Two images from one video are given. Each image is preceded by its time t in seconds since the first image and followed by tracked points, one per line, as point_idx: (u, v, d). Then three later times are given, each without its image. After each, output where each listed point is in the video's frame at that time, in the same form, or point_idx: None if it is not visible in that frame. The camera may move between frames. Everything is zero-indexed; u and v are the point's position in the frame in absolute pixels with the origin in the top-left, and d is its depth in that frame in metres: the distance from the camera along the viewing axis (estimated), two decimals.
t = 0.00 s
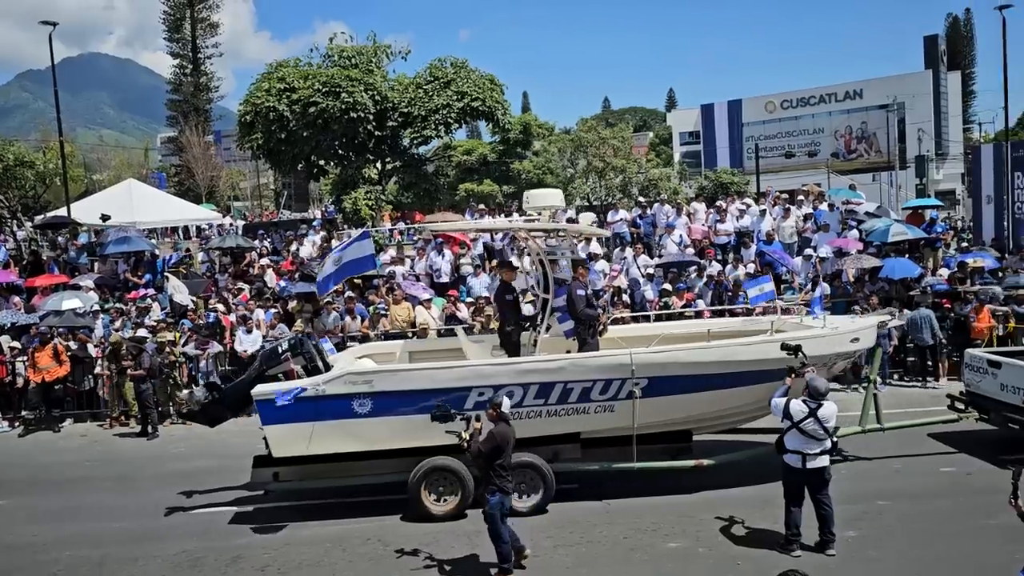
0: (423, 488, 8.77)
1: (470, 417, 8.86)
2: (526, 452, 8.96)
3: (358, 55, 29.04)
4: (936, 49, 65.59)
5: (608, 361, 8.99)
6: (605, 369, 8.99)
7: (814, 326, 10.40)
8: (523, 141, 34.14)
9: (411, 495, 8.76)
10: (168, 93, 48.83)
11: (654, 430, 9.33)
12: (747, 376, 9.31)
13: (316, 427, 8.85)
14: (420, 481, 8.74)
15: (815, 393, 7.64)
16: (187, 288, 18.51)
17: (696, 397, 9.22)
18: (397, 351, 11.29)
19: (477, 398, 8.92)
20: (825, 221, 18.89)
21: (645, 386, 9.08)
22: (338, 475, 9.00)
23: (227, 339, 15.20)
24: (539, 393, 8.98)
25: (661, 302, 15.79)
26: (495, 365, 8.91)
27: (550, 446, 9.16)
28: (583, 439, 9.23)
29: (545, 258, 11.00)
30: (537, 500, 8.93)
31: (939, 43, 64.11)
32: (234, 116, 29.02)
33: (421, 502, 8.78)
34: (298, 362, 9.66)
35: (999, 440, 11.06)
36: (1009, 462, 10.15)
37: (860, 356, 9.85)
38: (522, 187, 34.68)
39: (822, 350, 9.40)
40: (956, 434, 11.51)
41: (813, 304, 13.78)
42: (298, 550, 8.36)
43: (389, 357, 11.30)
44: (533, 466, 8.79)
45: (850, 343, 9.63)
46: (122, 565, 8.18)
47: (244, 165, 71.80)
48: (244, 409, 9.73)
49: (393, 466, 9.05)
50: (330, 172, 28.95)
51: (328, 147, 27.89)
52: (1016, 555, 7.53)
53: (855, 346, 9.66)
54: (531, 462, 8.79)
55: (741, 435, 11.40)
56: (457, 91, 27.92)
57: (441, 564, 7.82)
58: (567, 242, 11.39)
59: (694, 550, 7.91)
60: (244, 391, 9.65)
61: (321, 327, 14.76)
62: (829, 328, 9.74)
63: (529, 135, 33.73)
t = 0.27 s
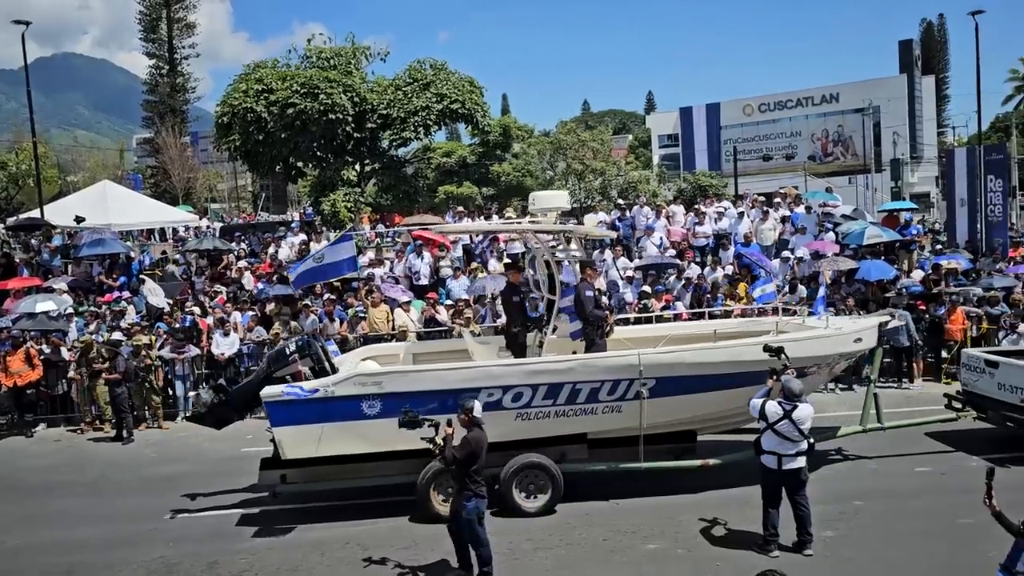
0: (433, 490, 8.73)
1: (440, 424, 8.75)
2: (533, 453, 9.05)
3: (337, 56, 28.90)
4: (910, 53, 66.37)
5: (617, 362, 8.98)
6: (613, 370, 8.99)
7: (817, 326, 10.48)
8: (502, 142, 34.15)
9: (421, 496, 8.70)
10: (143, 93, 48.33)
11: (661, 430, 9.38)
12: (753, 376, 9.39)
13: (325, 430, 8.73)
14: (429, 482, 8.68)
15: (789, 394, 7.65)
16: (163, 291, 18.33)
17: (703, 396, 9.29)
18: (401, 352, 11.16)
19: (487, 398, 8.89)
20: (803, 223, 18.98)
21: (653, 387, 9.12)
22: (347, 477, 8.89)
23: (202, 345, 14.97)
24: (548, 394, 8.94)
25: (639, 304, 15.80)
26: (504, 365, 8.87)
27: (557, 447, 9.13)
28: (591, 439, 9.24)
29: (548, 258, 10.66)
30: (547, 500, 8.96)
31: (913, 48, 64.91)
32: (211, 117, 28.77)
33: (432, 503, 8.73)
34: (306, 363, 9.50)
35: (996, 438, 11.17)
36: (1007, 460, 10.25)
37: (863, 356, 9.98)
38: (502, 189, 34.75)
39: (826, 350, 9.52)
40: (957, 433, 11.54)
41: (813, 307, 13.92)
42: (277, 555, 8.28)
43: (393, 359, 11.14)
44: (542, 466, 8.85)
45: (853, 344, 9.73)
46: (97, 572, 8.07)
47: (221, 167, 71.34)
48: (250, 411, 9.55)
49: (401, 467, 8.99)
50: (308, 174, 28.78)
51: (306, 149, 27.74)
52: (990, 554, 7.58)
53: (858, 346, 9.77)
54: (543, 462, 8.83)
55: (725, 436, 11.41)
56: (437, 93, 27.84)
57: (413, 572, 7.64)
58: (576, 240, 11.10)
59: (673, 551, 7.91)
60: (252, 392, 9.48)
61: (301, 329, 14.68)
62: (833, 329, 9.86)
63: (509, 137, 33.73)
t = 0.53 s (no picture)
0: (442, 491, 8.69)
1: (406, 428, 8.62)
2: (541, 453, 9.04)
3: (316, 58, 28.82)
4: (887, 58, 67.12)
5: (626, 363, 8.96)
6: (622, 370, 8.97)
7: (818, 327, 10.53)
8: (484, 145, 34.14)
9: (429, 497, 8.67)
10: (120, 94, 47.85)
11: (668, 430, 9.39)
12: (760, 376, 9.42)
13: (334, 431, 8.64)
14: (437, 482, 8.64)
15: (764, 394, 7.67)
16: (139, 293, 18.12)
17: (711, 397, 9.30)
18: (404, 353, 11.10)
19: (495, 399, 8.85)
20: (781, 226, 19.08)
21: (661, 387, 9.12)
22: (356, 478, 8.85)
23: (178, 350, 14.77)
24: (557, 394, 8.92)
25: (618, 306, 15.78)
26: (513, 365, 8.84)
27: (564, 447, 9.12)
28: (597, 439, 9.22)
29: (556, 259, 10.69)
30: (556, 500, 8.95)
31: (889, 52, 65.61)
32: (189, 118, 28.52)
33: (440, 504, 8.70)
34: (314, 364, 9.38)
35: (993, 437, 11.23)
36: (1004, 459, 10.31)
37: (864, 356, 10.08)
38: (483, 192, 34.73)
39: (828, 350, 9.62)
40: (952, 432, 11.60)
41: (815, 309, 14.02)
42: (255, 559, 8.19)
43: (396, 359, 11.08)
44: (551, 467, 8.83)
45: (855, 344, 9.86)
46: None
47: (199, 168, 70.81)
48: (258, 412, 9.45)
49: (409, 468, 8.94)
50: (287, 175, 28.60)
51: (285, 150, 27.61)
52: (966, 553, 7.63)
53: (860, 346, 9.87)
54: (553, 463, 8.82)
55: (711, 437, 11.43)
56: (417, 95, 27.62)
57: None
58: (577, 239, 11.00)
59: (653, 553, 7.89)
60: (259, 394, 9.36)
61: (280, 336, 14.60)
62: (835, 329, 9.94)
63: (490, 140, 33.70)
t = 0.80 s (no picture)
0: (450, 492, 8.72)
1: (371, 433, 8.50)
2: (550, 454, 9.04)
3: (297, 60, 28.74)
4: (865, 63, 67.74)
5: (634, 364, 8.97)
6: (630, 372, 8.98)
7: (822, 328, 10.56)
8: (464, 148, 34.30)
9: (438, 499, 8.71)
10: (97, 94, 47.35)
11: (675, 431, 9.38)
12: (766, 377, 9.45)
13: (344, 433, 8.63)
14: (447, 483, 8.68)
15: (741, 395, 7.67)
16: (116, 296, 17.91)
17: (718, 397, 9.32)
18: (408, 356, 10.96)
19: (505, 400, 8.83)
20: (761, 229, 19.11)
21: (668, 388, 9.12)
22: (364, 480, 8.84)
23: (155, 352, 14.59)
24: (566, 395, 8.91)
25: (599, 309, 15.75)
26: (523, 367, 8.83)
27: (571, 449, 9.10)
28: (604, 440, 9.21)
29: (560, 260, 10.69)
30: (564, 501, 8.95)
31: (867, 57, 66.20)
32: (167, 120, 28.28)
33: (449, 506, 8.73)
34: (323, 366, 9.35)
35: (993, 437, 11.31)
36: (1003, 458, 10.39)
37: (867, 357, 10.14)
38: (464, 194, 34.74)
39: (831, 351, 9.68)
40: (950, 432, 11.63)
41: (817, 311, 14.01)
42: (234, 565, 8.09)
43: (400, 362, 10.97)
44: (559, 467, 8.85)
45: (858, 344, 9.89)
46: None
47: (177, 170, 70.22)
48: (267, 413, 9.38)
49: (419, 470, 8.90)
50: (268, 178, 28.44)
51: (266, 152, 27.43)
52: (943, 553, 7.66)
53: (863, 346, 9.92)
54: (561, 465, 8.84)
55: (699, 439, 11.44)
56: (398, 97, 27.45)
57: None
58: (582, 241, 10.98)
59: (635, 555, 7.88)
60: (267, 396, 9.31)
61: (258, 343, 14.50)
62: (838, 329, 10.00)
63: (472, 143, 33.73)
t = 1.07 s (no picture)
0: (463, 491, 8.67)
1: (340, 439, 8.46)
2: (561, 453, 9.01)
3: (282, 60, 28.63)
4: (848, 66, 68.18)
5: (645, 364, 8.95)
6: (641, 371, 8.96)
7: (827, 327, 10.57)
8: (450, 149, 34.53)
9: (452, 498, 8.66)
10: (79, 93, 46.95)
11: (686, 430, 9.35)
12: (775, 376, 9.49)
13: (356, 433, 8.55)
14: (461, 482, 8.64)
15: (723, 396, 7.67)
16: (98, 297, 17.75)
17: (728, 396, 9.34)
18: (417, 356, 10.98)
19: (518, 400, 8.78)
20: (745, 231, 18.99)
21: (679, 387, 9.10)
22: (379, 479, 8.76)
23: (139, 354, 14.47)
24: (578, 395, 8.88)
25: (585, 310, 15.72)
26: (536, 367, 8.79)
27: (581, 448, 9.08)
28: (614, 439, 9.19)
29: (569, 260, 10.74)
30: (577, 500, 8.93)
31: (850, 61, 66.65)
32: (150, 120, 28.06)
33: (463, 505, 8.68)
34: (336, 367, 9.29)
35: (992, 435, 11.37)
36: (1003, 456, 10.43)
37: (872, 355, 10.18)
38: (450, 196, 34.71)
39: (838, 350, 9.71)
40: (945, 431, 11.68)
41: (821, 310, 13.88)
42: (217, 568, 8.02)
43: (410, 363, 11.02)
44: (572, 466, 8.84)
45: (864, 343, 9.92)
46: None
47: (160, 171, 69.79)
48: (280, 413, 9.34)
49: (434, 469, 8.86)
50: (252, 178, 28.27)
51: (250, 153, 27.25)
52: (925, 553, 7.68)
53: (869, 346, 9.95)
54: (574, 463, 8.83)
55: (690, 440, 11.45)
56: (384, 98, 27.49)
57: None
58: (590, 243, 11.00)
59: (619, 556, 7.85)
60: (280, 397, 9.27)
61: (240, 343, 14.34)
62: (844, 329, 10.02)
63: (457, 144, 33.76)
